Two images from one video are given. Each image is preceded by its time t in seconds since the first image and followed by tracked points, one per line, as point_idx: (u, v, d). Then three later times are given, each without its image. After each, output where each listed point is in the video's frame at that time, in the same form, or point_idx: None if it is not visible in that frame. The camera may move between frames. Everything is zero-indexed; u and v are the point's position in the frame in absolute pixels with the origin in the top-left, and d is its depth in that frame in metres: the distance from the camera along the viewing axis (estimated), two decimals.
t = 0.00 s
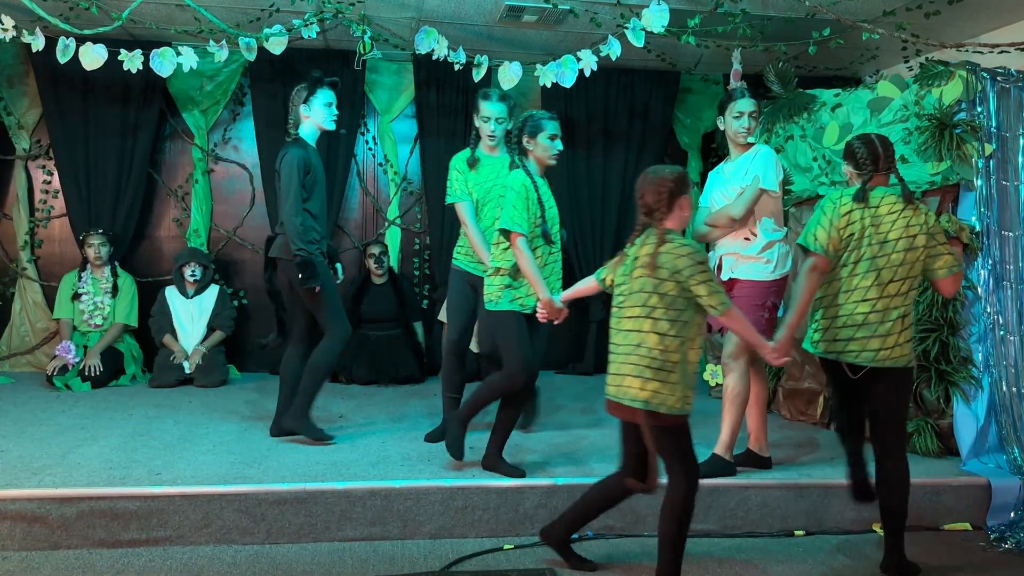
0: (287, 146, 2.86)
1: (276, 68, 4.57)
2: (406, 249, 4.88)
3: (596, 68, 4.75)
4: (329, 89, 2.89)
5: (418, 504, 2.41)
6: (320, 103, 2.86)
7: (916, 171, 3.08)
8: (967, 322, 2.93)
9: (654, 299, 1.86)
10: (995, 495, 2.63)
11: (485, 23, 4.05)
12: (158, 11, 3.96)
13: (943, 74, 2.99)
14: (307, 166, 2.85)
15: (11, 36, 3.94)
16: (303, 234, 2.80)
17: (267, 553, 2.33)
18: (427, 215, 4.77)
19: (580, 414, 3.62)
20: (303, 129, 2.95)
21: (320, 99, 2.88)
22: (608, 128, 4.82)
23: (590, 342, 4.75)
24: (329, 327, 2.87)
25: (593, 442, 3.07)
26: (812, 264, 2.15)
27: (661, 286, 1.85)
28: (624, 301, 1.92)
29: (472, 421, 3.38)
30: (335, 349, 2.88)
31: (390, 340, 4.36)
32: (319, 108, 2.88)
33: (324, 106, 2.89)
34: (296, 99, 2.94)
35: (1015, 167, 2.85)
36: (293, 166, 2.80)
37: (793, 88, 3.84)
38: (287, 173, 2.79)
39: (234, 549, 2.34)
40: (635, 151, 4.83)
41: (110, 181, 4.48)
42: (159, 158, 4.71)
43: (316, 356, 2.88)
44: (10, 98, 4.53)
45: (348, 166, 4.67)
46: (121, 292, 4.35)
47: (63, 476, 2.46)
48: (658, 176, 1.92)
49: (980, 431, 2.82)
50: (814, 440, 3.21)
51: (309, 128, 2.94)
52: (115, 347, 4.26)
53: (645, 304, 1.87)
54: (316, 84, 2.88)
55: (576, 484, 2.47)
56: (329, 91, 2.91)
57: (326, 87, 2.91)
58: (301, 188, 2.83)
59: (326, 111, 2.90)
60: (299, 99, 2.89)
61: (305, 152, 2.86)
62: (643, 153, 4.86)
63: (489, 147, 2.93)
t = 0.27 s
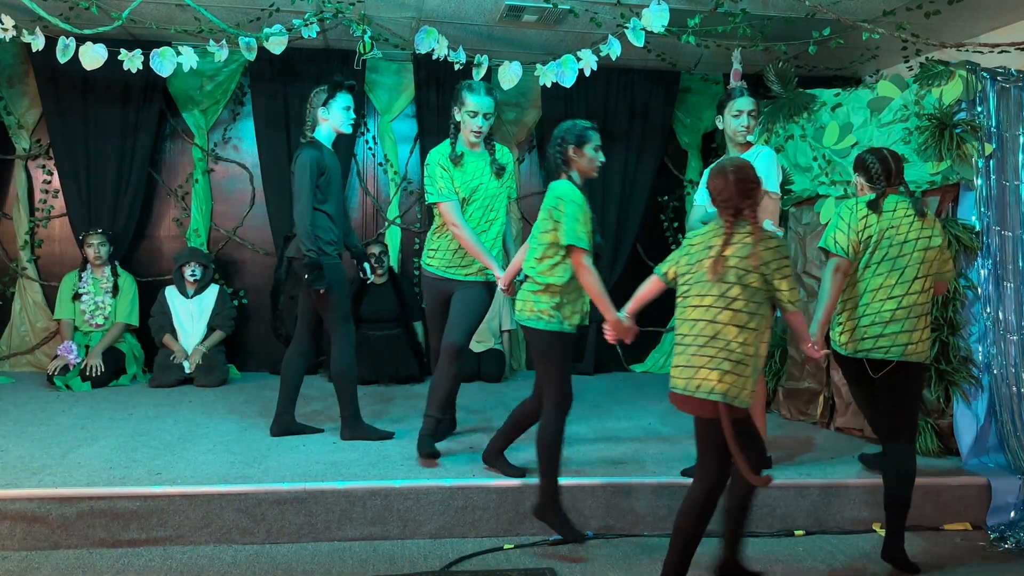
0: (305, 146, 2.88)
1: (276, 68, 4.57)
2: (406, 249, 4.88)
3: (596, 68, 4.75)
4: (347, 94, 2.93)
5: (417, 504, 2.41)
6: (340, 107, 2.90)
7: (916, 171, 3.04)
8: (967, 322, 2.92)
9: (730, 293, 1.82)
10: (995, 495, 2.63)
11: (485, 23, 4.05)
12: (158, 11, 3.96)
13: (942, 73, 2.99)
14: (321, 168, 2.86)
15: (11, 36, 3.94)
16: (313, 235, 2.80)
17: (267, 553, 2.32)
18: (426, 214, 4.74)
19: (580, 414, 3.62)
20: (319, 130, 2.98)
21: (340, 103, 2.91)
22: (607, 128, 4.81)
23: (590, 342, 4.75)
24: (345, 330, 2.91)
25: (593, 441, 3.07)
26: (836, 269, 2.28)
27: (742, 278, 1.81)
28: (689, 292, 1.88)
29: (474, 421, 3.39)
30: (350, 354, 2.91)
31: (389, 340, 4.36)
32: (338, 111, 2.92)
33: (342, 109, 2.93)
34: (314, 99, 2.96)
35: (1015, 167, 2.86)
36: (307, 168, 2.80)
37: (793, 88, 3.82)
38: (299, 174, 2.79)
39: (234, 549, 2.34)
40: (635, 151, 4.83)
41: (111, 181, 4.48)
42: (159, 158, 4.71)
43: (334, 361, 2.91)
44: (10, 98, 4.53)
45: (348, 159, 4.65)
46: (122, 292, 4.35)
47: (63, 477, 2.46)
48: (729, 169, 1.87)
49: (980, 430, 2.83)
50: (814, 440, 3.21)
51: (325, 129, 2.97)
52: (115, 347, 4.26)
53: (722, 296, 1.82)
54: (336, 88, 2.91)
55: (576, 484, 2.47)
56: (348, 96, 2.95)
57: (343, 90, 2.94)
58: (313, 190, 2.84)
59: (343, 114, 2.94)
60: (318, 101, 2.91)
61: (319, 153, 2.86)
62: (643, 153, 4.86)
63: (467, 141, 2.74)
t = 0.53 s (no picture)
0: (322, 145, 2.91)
1: (276, 68, 4.57)
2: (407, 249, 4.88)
3: (596, 68, 4.75)
4: (362, 91, 2.91)
5: (417, 504, 2.42)
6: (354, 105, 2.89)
7: (916, 171, 3.11)
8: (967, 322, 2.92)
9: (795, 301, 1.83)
10: (995, 495, 2.63)
11: (485, 23, 4.05)
12: (158, 11, 3.96)
13: (943, 74, 3.00)
14: (342, 166, 2.90)
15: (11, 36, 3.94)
16: (340, 233, 2.83)
17: (267, 552, 2.33)
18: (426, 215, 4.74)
19: (581, 413, 3.62)
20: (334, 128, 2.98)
21: (354, 101, 2.91)
22: (607, 128, 4.82)
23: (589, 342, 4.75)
24: (354, 331, 2.91)
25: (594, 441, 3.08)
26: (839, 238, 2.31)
27: (816, 284, 1.83)
28: (758, 300, 1.88)
29: (475, 422, 3.40)
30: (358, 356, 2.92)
31: (389, 340, 4.35)
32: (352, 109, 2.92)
33: (357, 108, 2.92)
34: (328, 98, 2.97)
35: (1015, 168, 2.84)
36: (327, 166, 2.84)
37: (793, 88, 3.80)
38: (320, 172, 2.84)
39: (234, 549, 2.34)
40: (635, 151, 4.83)
41: (111, 181, 4.48)
42: (159, 158, 4.71)
43: (342, 362, 2.92)
44: (10, 98, 4.53)
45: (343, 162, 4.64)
46: (122, 292, 4.36)
47: (63, 476, 2.46)
48: (789, 182, 1.84)
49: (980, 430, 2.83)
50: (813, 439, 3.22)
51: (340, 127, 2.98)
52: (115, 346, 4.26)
53: (798, 302, 1.83)
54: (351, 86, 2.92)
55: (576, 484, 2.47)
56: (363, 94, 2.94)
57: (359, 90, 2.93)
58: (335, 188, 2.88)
59: (358, 112, 2.94)
60: (333, 99, 2.92)
61: (339, 151, 2.89)
62: (643, 152, 4.85)
63: (472, 137, 2.54)
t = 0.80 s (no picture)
0: (335, 144, 2.95)
1: (276, 68, 4.57)
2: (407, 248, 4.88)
3: (596, 68, 4.75)
4: (375, 90, 2.97)
5: (418, 503, 2.42)
6: (368, 104, 2.93)
7: (916, 171, 3.10)
8: (967, 322, 2.92)
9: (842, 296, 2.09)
10: (995, 495, 2.63)
11: (485, 23, 4.05)
12: (158, 11, 3.96)
13: (943, 74, 3.00)
14: (358, 166, 2.96)
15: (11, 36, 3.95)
16: (363, 230, 2.89)
17: (267, 552, 2.33)
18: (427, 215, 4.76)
19: (581, 413, 3.63)
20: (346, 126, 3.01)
21: (368, 101, 2.96)
22: (607, 128, 4.82)
23: (589, 342, 4.75)
24: (361, 332, 2.90)
25: (594, 441, 3.08)
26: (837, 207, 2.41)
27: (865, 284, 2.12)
28: (820, 300, 2.11)
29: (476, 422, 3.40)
30: (362, 357, 2.91)
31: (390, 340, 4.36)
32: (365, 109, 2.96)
33: (370, 108, 2.97)
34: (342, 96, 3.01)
35: (1015, 168, 2.83)
36: (344, 166, 2.90)
37: (793, 88, 3.79)
38: (339, 170, 2.90)
39: (234, 549, 2.34)
40: (635, 151, 4.83)
41: (110, 180, 4.47)
42: (159, 158, 4.71)
43: (346, 364, 2.92)
44: (10, 98, 4.53)
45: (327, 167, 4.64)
46: (122, 292, 4.35)
47: (63, 476, 2.46)
48: (840, 188, 2.13)
49: (979, 430, 2.82)
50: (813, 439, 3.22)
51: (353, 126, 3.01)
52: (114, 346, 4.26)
53: (856, 302, 2.11)
54: (366, 86, 2.97)
55: (576, 484, 2.47)
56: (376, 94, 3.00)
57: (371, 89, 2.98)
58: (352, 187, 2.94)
59: (371, 111, 2.99)
60: (347, 98, 2.96)
61: (355, 151, 2.95)
62: (643, 152, 4.86)
63: (502, 141, 2.00)
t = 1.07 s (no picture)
0: (346, 144, 2.94)
1: (276, 68, 4.56)
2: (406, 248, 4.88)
3: (596, 68, 4.75)
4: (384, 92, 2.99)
5: (417, 503, 2.42)
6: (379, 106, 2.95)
7: (916, 171, 3.10)
8: (967, 322, 2.92)
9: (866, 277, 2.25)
10: (995, 495, 2.63)
11: (485, 23, 4.05)
12: (158, 11, 3.96)
13: (943, 74, 3.00)
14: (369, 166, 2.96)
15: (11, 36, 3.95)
16: (370, 231, 2.88)
17: (267, 552, 2.33)
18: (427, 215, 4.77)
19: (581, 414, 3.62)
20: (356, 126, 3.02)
21: (379, 102, 2.98)
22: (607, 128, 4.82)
23: (589, 342, 4.75)
24: (364, 331, 2.91)
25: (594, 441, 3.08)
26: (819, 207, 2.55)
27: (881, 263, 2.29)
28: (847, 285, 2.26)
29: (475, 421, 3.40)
30: (365, 359, 2.92)
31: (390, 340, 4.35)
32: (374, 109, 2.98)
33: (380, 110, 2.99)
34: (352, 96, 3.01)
35: (1016, 168, 2.83)
36: (354, 166, 2.88)
37: (793, 88, 3.81)
38: (350, 170, 2.88)
39: (234, 549, 2.34)
40: (635, 152, 4.83)
41: (111, 180, 4.47)
42: (159, 158, 4.71)
43: (348, 362, 2.92)
44: (10, 98, 4.53)
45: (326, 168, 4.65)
46: (122, 292, 4.35)
47: (63, 477, 2.46)
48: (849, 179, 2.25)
49: (979, 430, 2.82)
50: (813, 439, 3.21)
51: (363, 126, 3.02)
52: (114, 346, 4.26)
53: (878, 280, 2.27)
54: (377, 86, 2.99)
55: (575, 484, 2.46)
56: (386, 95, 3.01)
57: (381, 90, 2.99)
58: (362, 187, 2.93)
59: (382, 113, 3.01)
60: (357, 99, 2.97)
61: (366, 151, 2.94)
62: (643, 152, 4.86)
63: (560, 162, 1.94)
